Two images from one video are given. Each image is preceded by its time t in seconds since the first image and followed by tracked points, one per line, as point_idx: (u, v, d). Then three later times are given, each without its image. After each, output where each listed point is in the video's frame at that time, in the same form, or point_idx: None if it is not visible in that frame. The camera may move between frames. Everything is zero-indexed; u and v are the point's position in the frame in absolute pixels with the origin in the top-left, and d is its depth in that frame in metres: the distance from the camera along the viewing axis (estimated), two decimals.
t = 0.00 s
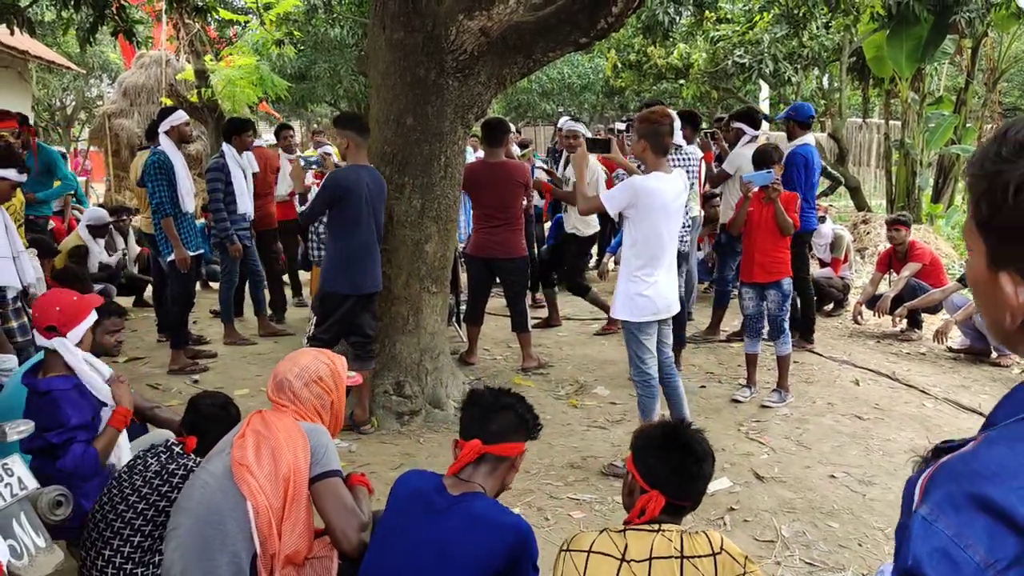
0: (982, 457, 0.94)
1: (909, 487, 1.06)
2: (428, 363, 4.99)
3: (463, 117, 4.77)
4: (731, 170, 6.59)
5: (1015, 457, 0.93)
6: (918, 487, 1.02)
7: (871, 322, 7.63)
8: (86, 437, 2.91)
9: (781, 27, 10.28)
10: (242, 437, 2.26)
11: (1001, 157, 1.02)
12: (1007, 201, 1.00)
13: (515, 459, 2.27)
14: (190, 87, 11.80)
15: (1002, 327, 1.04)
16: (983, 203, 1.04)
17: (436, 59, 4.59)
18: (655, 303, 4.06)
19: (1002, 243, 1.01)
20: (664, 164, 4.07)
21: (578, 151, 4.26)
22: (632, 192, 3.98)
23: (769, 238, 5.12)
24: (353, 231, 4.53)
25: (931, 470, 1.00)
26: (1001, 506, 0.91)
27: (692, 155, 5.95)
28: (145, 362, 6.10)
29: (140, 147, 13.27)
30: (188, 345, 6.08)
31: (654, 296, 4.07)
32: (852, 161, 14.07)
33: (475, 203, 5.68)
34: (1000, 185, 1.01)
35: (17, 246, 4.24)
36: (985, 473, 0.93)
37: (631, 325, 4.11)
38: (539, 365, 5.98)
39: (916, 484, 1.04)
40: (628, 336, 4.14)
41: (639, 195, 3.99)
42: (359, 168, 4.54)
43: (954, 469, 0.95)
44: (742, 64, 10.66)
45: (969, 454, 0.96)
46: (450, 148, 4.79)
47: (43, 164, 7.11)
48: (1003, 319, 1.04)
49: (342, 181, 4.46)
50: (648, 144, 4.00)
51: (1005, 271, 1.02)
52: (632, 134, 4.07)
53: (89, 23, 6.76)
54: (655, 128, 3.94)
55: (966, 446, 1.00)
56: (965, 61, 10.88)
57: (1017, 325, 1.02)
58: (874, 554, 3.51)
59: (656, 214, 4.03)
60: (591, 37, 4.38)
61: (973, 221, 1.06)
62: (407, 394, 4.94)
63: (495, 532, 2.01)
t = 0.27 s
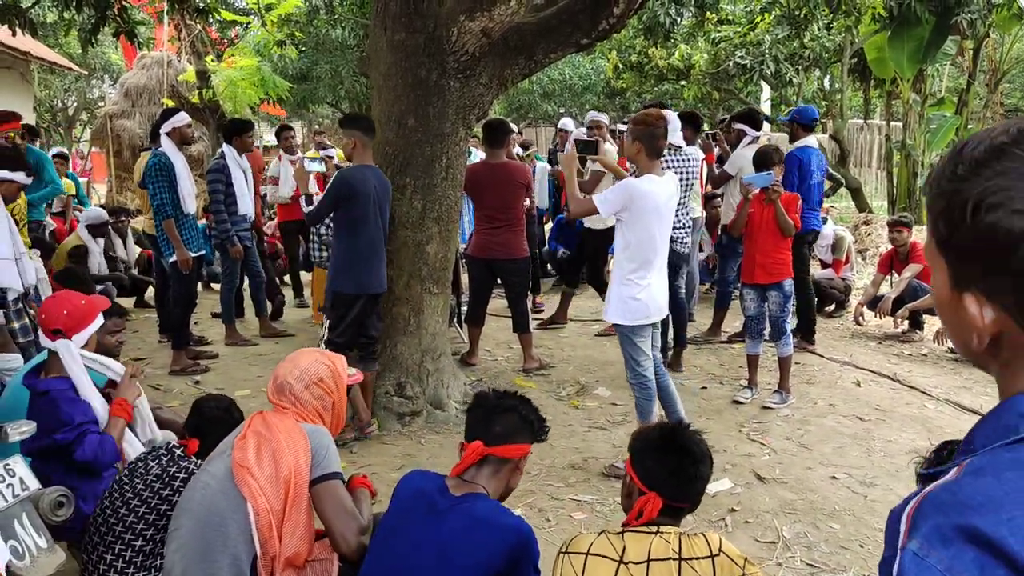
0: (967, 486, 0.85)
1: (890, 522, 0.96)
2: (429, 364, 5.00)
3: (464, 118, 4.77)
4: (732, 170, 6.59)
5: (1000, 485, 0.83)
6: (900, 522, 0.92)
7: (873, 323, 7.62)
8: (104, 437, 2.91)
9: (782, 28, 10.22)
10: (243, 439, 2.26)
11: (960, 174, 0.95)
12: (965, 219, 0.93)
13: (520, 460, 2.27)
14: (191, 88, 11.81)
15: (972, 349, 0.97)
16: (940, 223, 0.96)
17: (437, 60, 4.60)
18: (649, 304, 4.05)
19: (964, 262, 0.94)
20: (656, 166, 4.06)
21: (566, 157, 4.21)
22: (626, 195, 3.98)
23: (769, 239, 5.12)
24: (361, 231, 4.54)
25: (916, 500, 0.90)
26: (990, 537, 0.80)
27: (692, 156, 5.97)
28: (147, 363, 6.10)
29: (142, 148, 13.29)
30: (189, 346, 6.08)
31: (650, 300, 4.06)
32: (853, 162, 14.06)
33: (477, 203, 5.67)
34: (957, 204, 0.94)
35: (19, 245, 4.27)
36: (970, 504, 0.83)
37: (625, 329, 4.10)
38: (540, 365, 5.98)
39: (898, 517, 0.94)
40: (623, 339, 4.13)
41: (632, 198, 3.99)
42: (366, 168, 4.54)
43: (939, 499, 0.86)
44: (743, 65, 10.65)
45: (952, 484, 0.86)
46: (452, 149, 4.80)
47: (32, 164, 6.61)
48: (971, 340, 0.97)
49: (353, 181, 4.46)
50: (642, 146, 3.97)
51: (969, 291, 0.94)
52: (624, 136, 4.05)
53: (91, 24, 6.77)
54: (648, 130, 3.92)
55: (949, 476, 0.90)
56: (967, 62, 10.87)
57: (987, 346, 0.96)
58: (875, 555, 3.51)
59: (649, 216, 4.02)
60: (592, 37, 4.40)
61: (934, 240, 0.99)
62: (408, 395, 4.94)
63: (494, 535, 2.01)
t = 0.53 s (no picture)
0: (953, 509, 0.82)
1: (878, 544, 0.95)
2: (430, 365, 5.00)
3: (466, 119, 4.77)
4: (733, 172, 6.57)
5: (985, 507, 0.80)
6: (888, 547, 0.90)
7: (875, 324, 7.62)
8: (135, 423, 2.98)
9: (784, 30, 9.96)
10: (246, 440, 2.26)
11: (933, 178, 0.95)
12: (938, 219, 0.93)
13: (523, 459, 2.27)
14: (193, 89, 11.82)
15: (949, 353, 0.97)
16: (915, 226, 0.97)
17: (439, 62, 4.60)
18: (647, 309, 4.07)
19: (937, 264, 0.95)
20: (652, 168, 4.06)
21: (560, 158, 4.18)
22: (626, 198, 3.97)
23: (772, 242, 5.11)
24: (367, 234, 4.54)
25: (902, 523, 0.89)
26: (977, 563, 0.78)
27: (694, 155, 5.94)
28: (148, 364, 6.10)
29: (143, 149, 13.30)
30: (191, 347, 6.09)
31: (647, 304, 4.07)
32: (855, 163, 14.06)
33: (478, 205, 5.67)
34: (929, 206, 0.95)
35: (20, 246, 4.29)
36: (957, 527, 0.80)
37: (624, 332, 4.10)
38: (541, 366, 5.98)
39: (884, 540, 0.92)
40: (621, 341, 4.13)
41: (632, 201, 3.98)
42: (373, 170, 4.54)
43: (923, 523, 0.84)
44: (744, 66, 10.48)
45: (938, 505, 0.84)
46: (453, 151, 4.80)
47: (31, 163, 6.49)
48: (948, 345, 0.97)
49: (361, 183, 4.44)
50: (639, 148, 3.97)
51: (944, 293, 0.95)
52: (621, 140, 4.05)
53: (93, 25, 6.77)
54: (647, 133, 3.93)
55: (935, 496, 0.88)
56: (968, 63, 10.87)
57: (965, 350, 0.95)
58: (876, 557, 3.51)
59: (649, 219, 4.03)
60: (594, 39, 4.41)
61: (910, 244, 0.99)
62: (409, 396, 4.95)
63: (495, 536, 2.01)
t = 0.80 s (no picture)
0: (936, 515, 0.84)
1: (857, 547, 0.95)
2: (431, 366, 5.01)
3: (467, 120, 4.77)
4: (735, 173, 6.57)
5: (969, 515, 0.82)
6: (868, 551, 0.91)
7: (876, 326, 7.61)
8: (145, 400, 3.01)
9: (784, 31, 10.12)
10: (249, 442, 2.26)
11: (941, 164, 0.98)
12: (941, 198, 0.95)
13: (524, 458, 2.29)
14: (194, 91, 11.83)
15: (946, 344, 0.97)
16: (922, 209, 0.99)
17: (440, 63, 4.60)
18: (649, 311, 4.06)
19: (937, 248, 0.96)
20: (651, 169, 4.04)
21: (556, 160, 4.15)
22: (633, 199, 3.95)
23: (773, 243, 5.11)
24: (376, 236, 4.49)
25: (883, 529, 0.90)
26: (950, 566, 0.80)
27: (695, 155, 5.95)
28: (150, 365, 6.11)
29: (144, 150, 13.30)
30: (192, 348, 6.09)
31: (650, 305, 4.07)
32: (856, 165, 14.05)
33: (480, 206, 5.67)
34: (934, 188, 0.97)
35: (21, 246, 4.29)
36: (939, 534, 0.82)
37: (626, 334, 4.09)
38: (542, 368, 5.98)
39: (864, 544, 0.93)
40: (623, 343, 4.11)
41: (638, 203, 3.97)
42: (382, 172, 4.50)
43: (908, 529, 0.85)
44: (746, 67, 10.44)
45: (922, 512, 0.86)
46: (454, 152, 4.81)
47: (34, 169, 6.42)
48: (945, 334, 0.97)
49: (373, 185, 4.38)
50: (638, 150, 3.94)
51: (942, 278, 0.95)
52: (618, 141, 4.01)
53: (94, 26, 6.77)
54: (646, 133, 3.89)
55: (919, 501, 0.90)
56: (969, 65, 10.86)
57: (960, 339, 0.95)
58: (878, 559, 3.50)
59: (653, 221, 4.02)
60: (595, 40, 4.41)
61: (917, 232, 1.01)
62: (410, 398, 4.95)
63: (497, 536, 2.00)
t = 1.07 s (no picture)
0: (918, 518, 0.84)
1: (843, 551, 0.95)
2: (432, 367, 5.01)
3: (468, 121, 4.77)
4: (737, 174, 6.57)
5: (951, 518, 0.82)
6: (852, 554, 0.91)
7: (877, 327, 7.60)
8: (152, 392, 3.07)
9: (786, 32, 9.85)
10: (249, 443, 2.26)
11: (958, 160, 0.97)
12: (953, 192, 0.94)
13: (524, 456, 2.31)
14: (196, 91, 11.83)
15: (937, 340, 0.97)
16: (932, 203, 0.98)
17: (441, 64, 4.60)
18: (652, 311, 4.06)
19: (941, 243, 0.96)
20: (649, 170, 4.03)
21: (552, 164, 4.11)
22: (637, 200, 3.95)
23: (772, 245, 5.12)
24: (391, 240, 4.43)
25: (867, 532, 0.90)
26: (933, 567, 0.80)
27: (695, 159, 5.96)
28: (151, 366, 6.11)
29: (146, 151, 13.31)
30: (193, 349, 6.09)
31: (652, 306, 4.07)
32: (857, 166, 14.04)
33: (481, 207, 5.68)
34: (947, 182, 0.96)
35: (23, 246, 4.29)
36: (920, 536, 0.82)
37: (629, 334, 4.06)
38: (543, 369, 5.97)
39: (849, 548, 0.93)
40: (626, 343, 4.08)
41: (641, 204, 3.96)
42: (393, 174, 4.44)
43: (889, 531, 0.85)
44: (747, 69, 10.42)
45: (905, 516, 0.86)
46: (455, 153, 4.81)
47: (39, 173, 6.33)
48: (938, 330, 0.97)
49: (388, 188, 4.32)
50: (637, 151, 3.93)
51: (942, 275, 0.95)
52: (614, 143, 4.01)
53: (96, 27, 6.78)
54: (643, 134, 3.89)
55: (903, 505, 0.90)
56: (970, 66, 10.85)
57: (952, 335, 0.95)
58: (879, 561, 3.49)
59: (655, 222, 4.02)
60: (597, 41, 4.41)
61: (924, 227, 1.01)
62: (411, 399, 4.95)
63: (495, 536, 2.00)
